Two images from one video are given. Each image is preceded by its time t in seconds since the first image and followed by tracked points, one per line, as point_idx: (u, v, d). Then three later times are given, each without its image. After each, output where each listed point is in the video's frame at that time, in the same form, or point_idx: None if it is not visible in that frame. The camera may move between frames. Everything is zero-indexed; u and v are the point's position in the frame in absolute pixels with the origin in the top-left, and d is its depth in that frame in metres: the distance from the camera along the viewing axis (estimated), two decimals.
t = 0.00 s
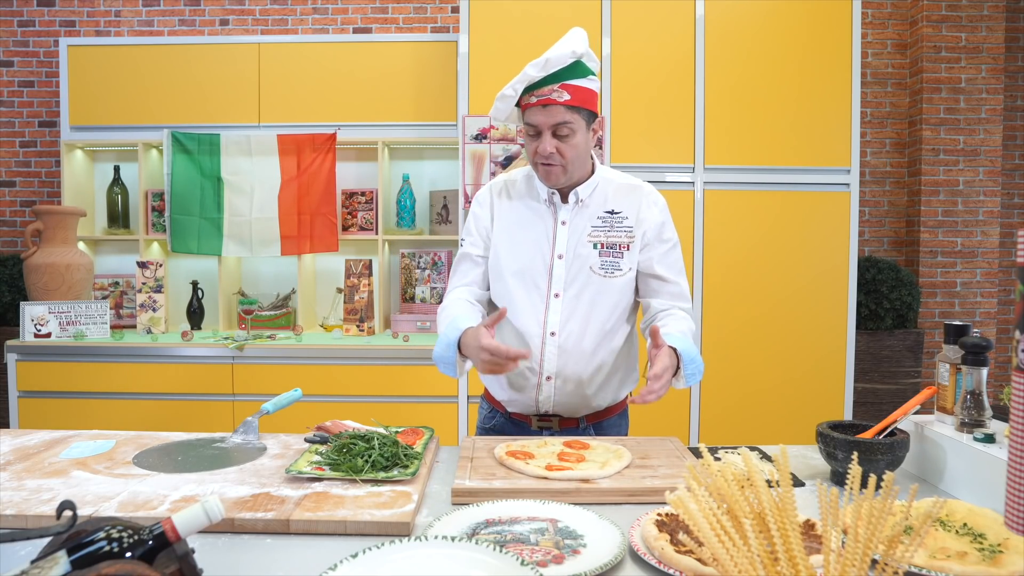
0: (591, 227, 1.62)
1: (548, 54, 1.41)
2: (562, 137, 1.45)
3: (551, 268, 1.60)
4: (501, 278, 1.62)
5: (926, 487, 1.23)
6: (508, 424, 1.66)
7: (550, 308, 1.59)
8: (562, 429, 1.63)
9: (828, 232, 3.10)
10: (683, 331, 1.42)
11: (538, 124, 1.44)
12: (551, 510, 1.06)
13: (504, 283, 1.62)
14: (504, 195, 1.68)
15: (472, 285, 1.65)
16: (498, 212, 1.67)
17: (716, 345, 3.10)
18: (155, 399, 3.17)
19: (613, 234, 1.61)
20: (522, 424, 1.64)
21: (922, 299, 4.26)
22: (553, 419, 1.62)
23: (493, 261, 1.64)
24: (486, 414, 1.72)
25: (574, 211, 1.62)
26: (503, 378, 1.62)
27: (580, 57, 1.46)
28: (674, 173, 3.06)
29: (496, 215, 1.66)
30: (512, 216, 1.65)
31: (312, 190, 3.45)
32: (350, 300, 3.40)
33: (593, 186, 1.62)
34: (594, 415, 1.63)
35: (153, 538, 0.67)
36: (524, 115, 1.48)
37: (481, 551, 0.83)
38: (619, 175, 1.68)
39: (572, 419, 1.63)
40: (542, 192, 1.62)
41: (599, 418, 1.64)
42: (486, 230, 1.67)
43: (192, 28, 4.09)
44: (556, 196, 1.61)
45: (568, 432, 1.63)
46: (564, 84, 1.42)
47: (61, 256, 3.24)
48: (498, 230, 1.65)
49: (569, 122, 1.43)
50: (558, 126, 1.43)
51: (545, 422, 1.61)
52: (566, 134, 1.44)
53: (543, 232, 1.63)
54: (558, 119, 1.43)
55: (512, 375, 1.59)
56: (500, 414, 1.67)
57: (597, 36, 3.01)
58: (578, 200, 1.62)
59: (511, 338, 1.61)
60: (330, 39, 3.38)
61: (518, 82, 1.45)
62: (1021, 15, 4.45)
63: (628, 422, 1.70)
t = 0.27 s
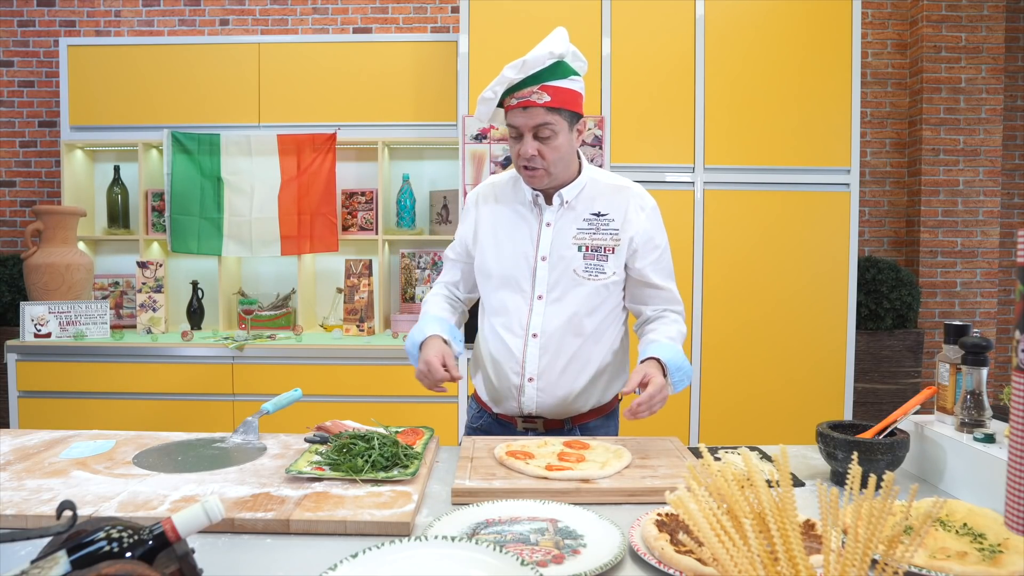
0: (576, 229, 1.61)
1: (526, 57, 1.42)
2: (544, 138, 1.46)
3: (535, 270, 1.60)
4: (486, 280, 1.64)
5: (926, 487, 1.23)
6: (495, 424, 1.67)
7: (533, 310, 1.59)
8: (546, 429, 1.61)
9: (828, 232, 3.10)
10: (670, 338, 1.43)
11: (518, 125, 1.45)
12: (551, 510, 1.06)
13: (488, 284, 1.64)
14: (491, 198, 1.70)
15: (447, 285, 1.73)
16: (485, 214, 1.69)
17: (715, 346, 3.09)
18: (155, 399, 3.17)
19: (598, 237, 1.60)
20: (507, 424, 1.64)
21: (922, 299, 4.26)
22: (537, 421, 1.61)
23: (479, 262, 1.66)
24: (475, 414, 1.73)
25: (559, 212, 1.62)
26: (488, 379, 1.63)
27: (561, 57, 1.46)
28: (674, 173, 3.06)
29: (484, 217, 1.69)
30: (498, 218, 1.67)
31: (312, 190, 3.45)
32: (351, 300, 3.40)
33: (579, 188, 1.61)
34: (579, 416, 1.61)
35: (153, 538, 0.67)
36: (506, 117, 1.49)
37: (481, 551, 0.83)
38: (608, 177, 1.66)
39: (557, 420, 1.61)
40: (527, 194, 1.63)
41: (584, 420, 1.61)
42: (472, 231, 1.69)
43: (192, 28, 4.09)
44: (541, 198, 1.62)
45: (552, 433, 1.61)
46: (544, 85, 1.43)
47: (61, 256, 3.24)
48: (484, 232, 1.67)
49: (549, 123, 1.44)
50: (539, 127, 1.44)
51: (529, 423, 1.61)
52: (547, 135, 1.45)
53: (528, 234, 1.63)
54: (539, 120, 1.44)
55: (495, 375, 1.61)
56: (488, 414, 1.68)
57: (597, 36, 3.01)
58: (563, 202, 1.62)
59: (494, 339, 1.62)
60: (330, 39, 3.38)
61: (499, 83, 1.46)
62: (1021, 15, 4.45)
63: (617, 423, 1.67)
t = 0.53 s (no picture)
0: (542, 224, 1.63)
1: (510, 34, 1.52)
2: (526, 112, 1.51)
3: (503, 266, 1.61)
4: (453, 277, 1.64)
5: (926, 487, 1.23)
6: (466, 428, 1.64)
7: (501, 305, 1.59)
8: (518, 429, 1.61)
9: (828, 232, 3.10)
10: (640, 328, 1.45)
11: (502, 98, 1.50)
12: (551, 510, 1.06)
13: (455, 282, 1.63)
14: (456, 197, 1.70)
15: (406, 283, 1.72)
16: (450, 214, 1.69)
17: (715, 345, 3.09)
18: (155, 398, 3.17)
19: (564, 231, 1.61)
20: (479, 426, 1.62)
21: (922, 299, 4.26)
22: (510, 421, 1.60)
23: (445, 260, 1.65)
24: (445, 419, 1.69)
25: (525, 208, 1.64)
26: (455, 378, 1.61)
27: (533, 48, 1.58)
28: (674, 173, 3.06)
29: (449, 216, 1.69)
30: (465, 216, 1.67)
31: (313, 190, 3.45)
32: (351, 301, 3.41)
33: (544, 184, 1.64)
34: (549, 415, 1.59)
35: (153, 538, 0.67)
36: (485, 95, 1.53)
37: (481, 551, 0.83)
38: (571, 174, 1.69)
39: (528, 418, 1.60)
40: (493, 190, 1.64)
41: (555, 418, 1.60)
42: (437, 230, 1.69)
43: (192, 28, 4.09)
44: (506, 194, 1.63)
45: (525, 432, 1.60)
46: (524, 64, 1.52)
47: (61, 256, 3.24)
48: (449, 231, 1.67)
49: (532, 96, 1.51)
50: (523, 99, 1.50)
51: (501, 423, 1.59)
52: (530, 108, 1.51)
53: (495, 230, 1.64)
54: (522, 92, 1.50)
55: (465, 373, 1.59)
56: (459, 417, 1.64)
57: (597, 36, 3.01)
58: (529, 198, 1.63)
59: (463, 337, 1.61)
60: (330, 40, 3.38)
61: (484, 59, 1.52)
62: (1021, 15, 4.45)
63: (590, 421, 1.66)
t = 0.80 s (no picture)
0: (506, 221, 1.64)
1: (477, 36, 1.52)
2: (492, 113, 1.50)
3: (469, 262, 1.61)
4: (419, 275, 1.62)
5: (925, 487, 1.23)
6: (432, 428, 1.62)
7: (469, 301, 1.58)
8: (486, 426, 1.60)
9: (828, 232, 3.10)
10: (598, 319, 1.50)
11: (469, 99, 1.48)
12: (551, 510, 1.06)
13: (421, 279, 1.62)
14: (417, 193, 1.68)
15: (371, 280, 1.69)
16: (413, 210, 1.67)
17: (715, 345, 3.09)
18: (155, 399, 3.17)
19: (528, 227, 1.63)
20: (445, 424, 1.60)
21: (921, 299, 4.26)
22: (477, 417, 1.59)
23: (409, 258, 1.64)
24: (408, 418, 1.67)
25: (489, 205, 1.64)
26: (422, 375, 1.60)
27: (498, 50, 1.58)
28: (674, 173, 3.06)
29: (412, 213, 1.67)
30: (428, 213, 1.66)
31: (313, 190, 3.45)
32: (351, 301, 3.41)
33: (507, 181, 1.64)
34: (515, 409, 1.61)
35: (153, 538, 0.67)
36: (451, 96, 1.51)
37: (481, 551, 0.83)
38: (532, 171, 1.71)
39: (496, 414, 1.60)
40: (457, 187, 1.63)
41: (520, 413, 1.61)
42: (400, 228, 1.67)
43: (192, 28, 4.09)
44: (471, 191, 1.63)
45: (493, 429, 1.60)
46: (490, 66, 1.51)
47: (61, 256, 3.24)
48: (413, 229, 1.66)
49: (499, 97, 1.49)
50: (489, 101, 1.49)
51: (468, 420, 1.58)
52: (496, 110, 1.50)
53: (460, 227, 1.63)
54: (488, 94, 1.49)
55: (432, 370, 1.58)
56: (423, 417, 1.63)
57: (597, 36, 3.01)
58: (492, 195, 1.64)
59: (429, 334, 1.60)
60: (331, 40, 3.38)
61: (452, 58, 1.51)
62: (1021, 15, 4.45)
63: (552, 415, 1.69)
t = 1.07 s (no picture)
0: (488, 223, 1.64)
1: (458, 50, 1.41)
2: (472, 129, 1.47)
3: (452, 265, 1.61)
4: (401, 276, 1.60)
5: (925, 487, 1.23)
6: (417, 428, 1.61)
7: (454, 302, 1.59)
8: (469, 424, 1.60)
9: (828, 232, 3.10)
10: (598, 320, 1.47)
11: (450, 117, 1.44)
12: (551, 510, 1.06)
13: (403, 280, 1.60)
14: (395, 193, 1.64)
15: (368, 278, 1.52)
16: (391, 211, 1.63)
17: (715, 345, 3.09)
18: (155, 399, 3.17)
19: (510, 229, 1.64)
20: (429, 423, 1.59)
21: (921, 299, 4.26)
22: (461, 416, 1.59)
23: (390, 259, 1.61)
24: (391, 419, 1.66)
25: (471, 207, 1.64)
26: (404, 377, 1.58)
27: (480, 54, 1.48)
28: (673, 173, 3.06)
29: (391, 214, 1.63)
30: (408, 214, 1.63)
31: (313, 190, 3.45)
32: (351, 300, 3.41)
33: (487, 184, 1.65)
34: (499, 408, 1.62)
35: (153, 538, 0.67)
36: (430, 110, 1.45)
37: (481, 551, 0.83)
38: (510, 174, 1.72)
39: (480, 412, 1.60)
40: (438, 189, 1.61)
41: (505, 409, 1.62)
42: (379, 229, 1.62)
43: (192, 28, 4.09)
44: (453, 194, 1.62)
45: (477, 426, 1.61)
46: (472, 80, 1.44)
47: (61, 256, 3.24)
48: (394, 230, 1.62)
49: (480, 114, 1.46)
50: (470, 119, 1.45)
51: (452, 418, 1.58)
52: (477, 126, 1.47)
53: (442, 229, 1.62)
54: (470, 112, 1.45)
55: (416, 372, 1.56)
56: (407, 417, 1.61)
57: (597, 36, 3.01)
58: (474, 197, 1.64)
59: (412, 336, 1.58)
60: (331, 40, 3.38)
61: (431, 77, 1.39)
62: (1021, 15, 4.45)
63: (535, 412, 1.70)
